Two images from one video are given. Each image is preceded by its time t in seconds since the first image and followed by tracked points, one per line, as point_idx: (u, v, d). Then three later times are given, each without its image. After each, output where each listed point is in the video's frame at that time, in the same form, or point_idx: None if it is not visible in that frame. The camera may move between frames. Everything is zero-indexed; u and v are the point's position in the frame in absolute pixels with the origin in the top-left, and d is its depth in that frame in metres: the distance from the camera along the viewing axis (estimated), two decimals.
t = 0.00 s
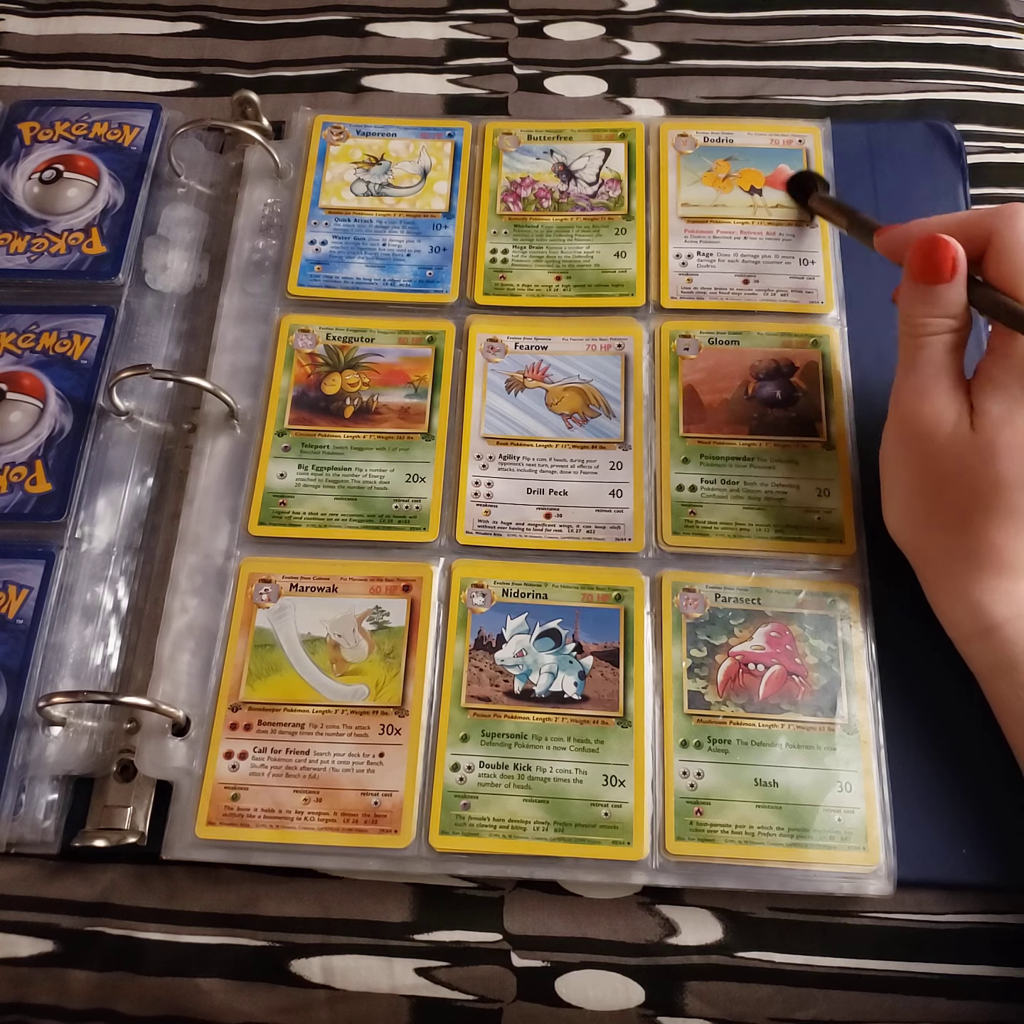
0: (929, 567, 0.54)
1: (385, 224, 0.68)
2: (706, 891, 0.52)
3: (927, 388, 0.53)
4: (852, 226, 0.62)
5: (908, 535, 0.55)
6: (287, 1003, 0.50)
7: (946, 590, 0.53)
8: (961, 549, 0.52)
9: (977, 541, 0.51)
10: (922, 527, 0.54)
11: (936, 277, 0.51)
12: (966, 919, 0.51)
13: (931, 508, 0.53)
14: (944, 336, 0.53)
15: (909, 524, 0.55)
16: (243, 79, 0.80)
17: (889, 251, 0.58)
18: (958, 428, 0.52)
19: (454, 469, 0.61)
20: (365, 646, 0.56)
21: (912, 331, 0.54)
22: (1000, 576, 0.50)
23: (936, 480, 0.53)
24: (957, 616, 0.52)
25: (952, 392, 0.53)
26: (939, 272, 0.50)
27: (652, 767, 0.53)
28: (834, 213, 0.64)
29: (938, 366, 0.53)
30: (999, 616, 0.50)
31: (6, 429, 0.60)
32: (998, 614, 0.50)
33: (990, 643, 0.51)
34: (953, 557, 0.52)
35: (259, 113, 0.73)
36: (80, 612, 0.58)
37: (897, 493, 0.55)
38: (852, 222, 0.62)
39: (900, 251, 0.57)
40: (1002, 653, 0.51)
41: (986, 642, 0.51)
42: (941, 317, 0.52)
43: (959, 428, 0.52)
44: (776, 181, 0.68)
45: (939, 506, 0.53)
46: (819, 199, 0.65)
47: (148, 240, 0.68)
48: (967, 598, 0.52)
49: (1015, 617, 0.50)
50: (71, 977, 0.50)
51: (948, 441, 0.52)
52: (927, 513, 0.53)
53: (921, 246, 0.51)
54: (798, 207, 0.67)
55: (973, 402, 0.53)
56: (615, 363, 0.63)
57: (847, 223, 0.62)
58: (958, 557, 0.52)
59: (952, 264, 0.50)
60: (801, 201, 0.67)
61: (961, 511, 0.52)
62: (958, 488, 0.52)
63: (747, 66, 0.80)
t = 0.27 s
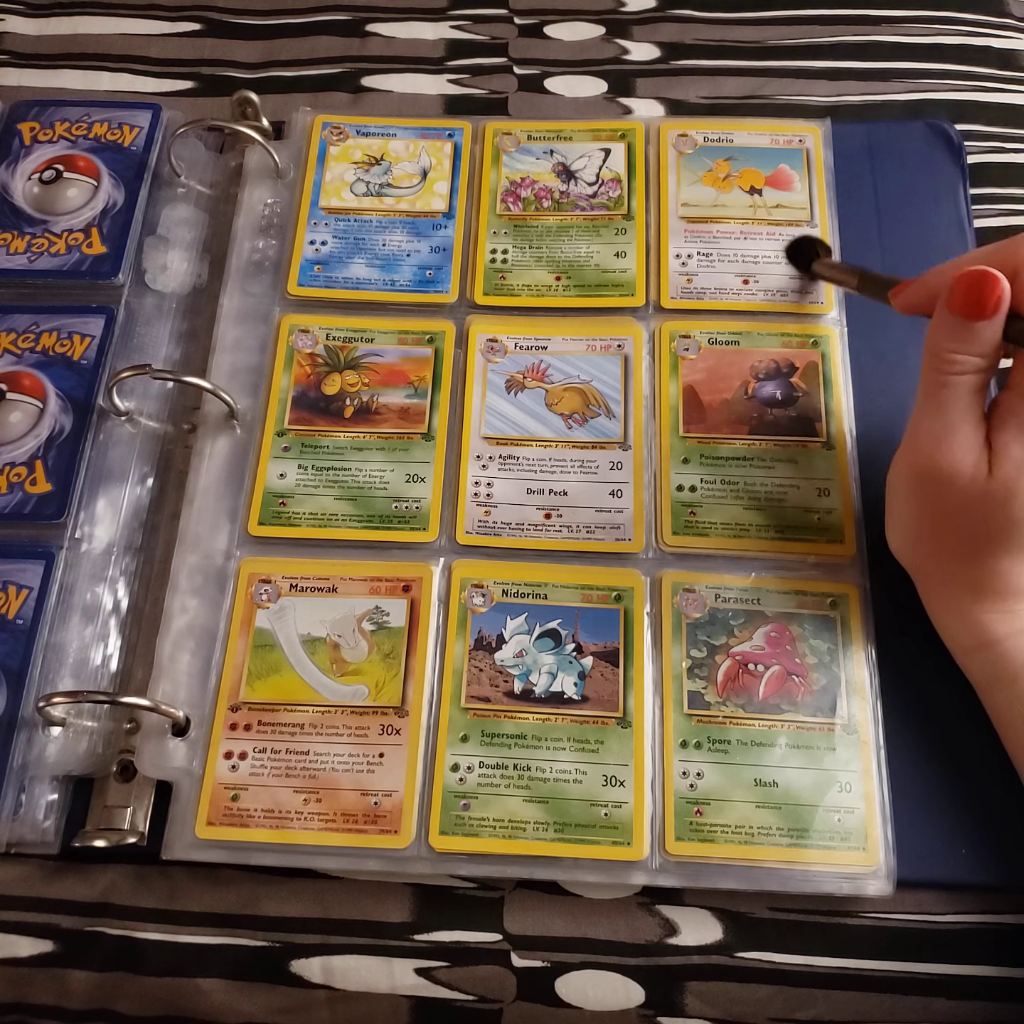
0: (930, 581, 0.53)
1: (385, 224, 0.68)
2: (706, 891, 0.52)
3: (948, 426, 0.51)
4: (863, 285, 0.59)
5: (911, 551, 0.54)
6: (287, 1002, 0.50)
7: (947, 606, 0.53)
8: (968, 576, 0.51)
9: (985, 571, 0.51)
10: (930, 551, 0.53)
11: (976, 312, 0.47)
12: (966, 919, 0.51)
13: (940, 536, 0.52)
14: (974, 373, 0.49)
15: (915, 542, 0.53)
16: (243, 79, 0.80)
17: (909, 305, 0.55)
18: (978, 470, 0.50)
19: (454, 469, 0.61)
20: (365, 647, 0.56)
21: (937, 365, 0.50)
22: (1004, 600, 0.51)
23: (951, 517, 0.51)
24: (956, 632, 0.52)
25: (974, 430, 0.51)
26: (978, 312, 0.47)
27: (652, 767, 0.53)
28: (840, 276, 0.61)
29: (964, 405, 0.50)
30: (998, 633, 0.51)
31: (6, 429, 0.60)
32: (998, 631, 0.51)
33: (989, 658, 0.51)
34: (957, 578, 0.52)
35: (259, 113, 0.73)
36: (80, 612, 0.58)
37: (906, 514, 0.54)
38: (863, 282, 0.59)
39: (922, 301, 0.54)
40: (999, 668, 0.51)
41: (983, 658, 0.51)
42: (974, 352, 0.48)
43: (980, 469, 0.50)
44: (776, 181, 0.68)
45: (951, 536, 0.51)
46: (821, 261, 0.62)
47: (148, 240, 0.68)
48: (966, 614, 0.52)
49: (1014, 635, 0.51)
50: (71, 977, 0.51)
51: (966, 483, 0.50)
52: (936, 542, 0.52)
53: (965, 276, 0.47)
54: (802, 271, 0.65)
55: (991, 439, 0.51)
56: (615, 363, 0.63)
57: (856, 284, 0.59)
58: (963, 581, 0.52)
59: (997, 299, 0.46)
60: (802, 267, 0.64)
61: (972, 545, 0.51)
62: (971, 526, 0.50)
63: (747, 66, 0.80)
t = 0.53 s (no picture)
0: (937, 588, 0.53)
1: (385, 224, 0.68)
2: (706, 891, 0.52)
3: (981, 453, 0.48)
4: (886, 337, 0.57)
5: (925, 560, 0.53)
6: (287, 1003, 0.50)
7: (955, 613, 0.53)
8: (979, 587, 0.51)
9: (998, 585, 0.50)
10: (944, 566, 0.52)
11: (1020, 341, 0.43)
12: (966, 919, 0.51)
13: (953, 552, 0.51)
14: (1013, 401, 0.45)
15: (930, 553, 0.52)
16: (243, 79, 0.80)
17: (940, 355, 0.52)
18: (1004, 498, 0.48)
19: (454, 469, 0.61)
20: (365, 647, 0.56)
21: (975, 396, 0.47)
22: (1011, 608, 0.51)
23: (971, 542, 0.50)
24: (962, 638, 0.53)
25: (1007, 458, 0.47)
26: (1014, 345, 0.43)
27: (652, 767, 0.53)
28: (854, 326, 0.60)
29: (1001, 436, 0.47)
30: (1005, 640, 0.51)
31: (6, 429, 0.60)
32: (1004, 637, 0.51)
33: (994, 664, 0.51)
34: (966, 588, 0.52)
35: (259, 113, 0.73)
36: (80, 612, 0.58)
37: (924, 532, 0.52)
38: (878, 331, 0.58)
39: (953, 343, 0.50)
40: (1004, 674, 0.51)
41: (988, 663, 0.52)
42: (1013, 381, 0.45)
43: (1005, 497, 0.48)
44: (776, 181, 0.68)
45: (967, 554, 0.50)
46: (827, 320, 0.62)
47: (148, 240, 0.68)
48: (973, 621, 0.52)
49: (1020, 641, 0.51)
50: (71, 977, 0.51)
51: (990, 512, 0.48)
52: (953, 561, 0.51)
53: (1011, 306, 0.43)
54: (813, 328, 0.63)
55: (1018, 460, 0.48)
56: (615, 363, 0.63)
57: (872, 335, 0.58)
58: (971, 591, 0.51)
59: None
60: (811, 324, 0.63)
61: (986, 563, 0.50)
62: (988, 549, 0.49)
63: (747, 66, 0.80)
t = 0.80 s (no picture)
0: (940, 587, 0.53)
1: (385, 224, 0.68)
2: (706, 891, 0.52)
3: (991, 456, 0.47)
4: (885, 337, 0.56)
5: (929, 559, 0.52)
6: (287, 1003, 0.50)
7: (957, 612, 0.53)
8: (984, 587, 0.51)
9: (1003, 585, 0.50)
10: (948, 564, 0.52)
11: None
12: (967, 919, 0.51)
13: (961, 552, 0.51)
14: None
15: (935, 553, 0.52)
16: (243, 79, 0.80)
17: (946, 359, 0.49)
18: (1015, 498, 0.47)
19: (454, 469, 0.61)
20: (365, 647, 0.56)
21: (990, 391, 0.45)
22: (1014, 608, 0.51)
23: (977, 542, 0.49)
24: (965, 636, 0.53)
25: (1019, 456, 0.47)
26: None
27: (651, 767, 0.53)
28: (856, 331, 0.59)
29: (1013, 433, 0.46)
30: (1007, 640, 0.51)
31: (6, 429, 0.60)
32: (1007, 637, 0.51)
33: (996, 663, 0.52)
34: (970, 588, 0.51)
35: (259, 113, 0.73)
36: (80, 612, 0.58)
37: (930, 531, 0.52)
38: (881, 334, 0.56)
39: (963, 345, 0.47)
40: (1006, 673, 0.51)
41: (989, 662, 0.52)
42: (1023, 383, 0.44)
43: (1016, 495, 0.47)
44: (776, 181, 0.68)
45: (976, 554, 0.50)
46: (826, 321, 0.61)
47: (148, 240, 0.68)
48: (976, 620, 0.52)
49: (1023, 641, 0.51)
50: (71, 978, 0.51)
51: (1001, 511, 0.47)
52: (958, 560, 0.51)
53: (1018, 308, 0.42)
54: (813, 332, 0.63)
55: None
56: (615, 363, 0.63)
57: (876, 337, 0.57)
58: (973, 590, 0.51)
59: None
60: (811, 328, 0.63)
61: (993, 564, 0.50)
62: (997, 548, 0.49)
63: (747, 66, 0.80)
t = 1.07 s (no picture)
0: (944, 596, 0.53)
1: (385, 224, 0.68)
2: (706, 891, 0.52)
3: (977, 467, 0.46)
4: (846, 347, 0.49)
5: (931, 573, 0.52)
6: (287, 1003, 0.50)
7: (962, 618, 0.52)
8: (986, 595, 0.50)
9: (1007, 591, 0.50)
10: (948, 573, 0.51)
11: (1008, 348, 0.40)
12: (967, 919, 0.51)
13: (960, 561, 0.50)
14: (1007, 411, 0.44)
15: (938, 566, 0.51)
16: (243, 79, 0.80)
17: (920, 368, 0.47)
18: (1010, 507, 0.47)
19: (454, 469, 0.61)
20: (365, 647, 0.56)
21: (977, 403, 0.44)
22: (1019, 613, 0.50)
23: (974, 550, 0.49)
24: (971, 642, 0.52)
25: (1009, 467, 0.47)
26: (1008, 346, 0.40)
27: (651, 767, 0.53)
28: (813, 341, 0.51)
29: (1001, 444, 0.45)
30: (1012, 644, 0.50)
31: (6, 429, 0.60)
32: (1012, 642, 0.50)
33: (1004, 668, 0.51)
34: (973, 596, 0.51)
35: (259, 113, 0.73)
36: (80, 612, 0.58)
37: (927, 541, 0.52)
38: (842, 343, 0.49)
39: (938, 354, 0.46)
40: (1013, 678, 0.51)
41: (998, 667, 0.51)
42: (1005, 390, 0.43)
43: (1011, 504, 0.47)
44: (776, 181, 0.68)
45: (974, 565, 0.49)
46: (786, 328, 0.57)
47: (148, 240, 0.68)
48: (982, 626, 0.51)
49: None
50: (71, 978, 0.51)
51: (997, 523, 0.47)
52: (958, 569, 0.51)
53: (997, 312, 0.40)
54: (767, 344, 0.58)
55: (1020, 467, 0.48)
56: (615, 363, 0.63)
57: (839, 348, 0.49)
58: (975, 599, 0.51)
59: None
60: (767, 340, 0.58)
61: (995, 572, 0.49)
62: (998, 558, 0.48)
63: (747, 66, 0.80)
